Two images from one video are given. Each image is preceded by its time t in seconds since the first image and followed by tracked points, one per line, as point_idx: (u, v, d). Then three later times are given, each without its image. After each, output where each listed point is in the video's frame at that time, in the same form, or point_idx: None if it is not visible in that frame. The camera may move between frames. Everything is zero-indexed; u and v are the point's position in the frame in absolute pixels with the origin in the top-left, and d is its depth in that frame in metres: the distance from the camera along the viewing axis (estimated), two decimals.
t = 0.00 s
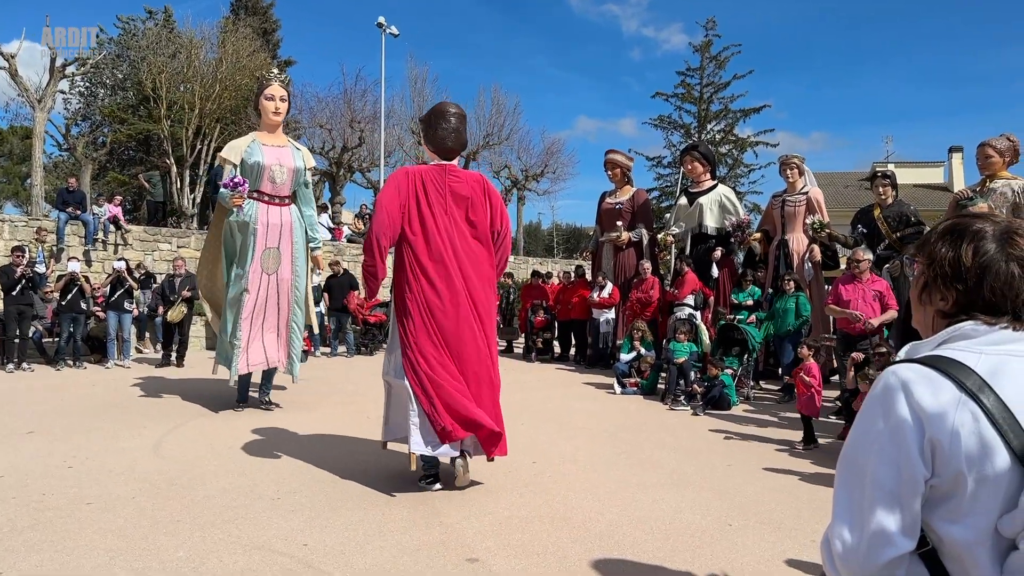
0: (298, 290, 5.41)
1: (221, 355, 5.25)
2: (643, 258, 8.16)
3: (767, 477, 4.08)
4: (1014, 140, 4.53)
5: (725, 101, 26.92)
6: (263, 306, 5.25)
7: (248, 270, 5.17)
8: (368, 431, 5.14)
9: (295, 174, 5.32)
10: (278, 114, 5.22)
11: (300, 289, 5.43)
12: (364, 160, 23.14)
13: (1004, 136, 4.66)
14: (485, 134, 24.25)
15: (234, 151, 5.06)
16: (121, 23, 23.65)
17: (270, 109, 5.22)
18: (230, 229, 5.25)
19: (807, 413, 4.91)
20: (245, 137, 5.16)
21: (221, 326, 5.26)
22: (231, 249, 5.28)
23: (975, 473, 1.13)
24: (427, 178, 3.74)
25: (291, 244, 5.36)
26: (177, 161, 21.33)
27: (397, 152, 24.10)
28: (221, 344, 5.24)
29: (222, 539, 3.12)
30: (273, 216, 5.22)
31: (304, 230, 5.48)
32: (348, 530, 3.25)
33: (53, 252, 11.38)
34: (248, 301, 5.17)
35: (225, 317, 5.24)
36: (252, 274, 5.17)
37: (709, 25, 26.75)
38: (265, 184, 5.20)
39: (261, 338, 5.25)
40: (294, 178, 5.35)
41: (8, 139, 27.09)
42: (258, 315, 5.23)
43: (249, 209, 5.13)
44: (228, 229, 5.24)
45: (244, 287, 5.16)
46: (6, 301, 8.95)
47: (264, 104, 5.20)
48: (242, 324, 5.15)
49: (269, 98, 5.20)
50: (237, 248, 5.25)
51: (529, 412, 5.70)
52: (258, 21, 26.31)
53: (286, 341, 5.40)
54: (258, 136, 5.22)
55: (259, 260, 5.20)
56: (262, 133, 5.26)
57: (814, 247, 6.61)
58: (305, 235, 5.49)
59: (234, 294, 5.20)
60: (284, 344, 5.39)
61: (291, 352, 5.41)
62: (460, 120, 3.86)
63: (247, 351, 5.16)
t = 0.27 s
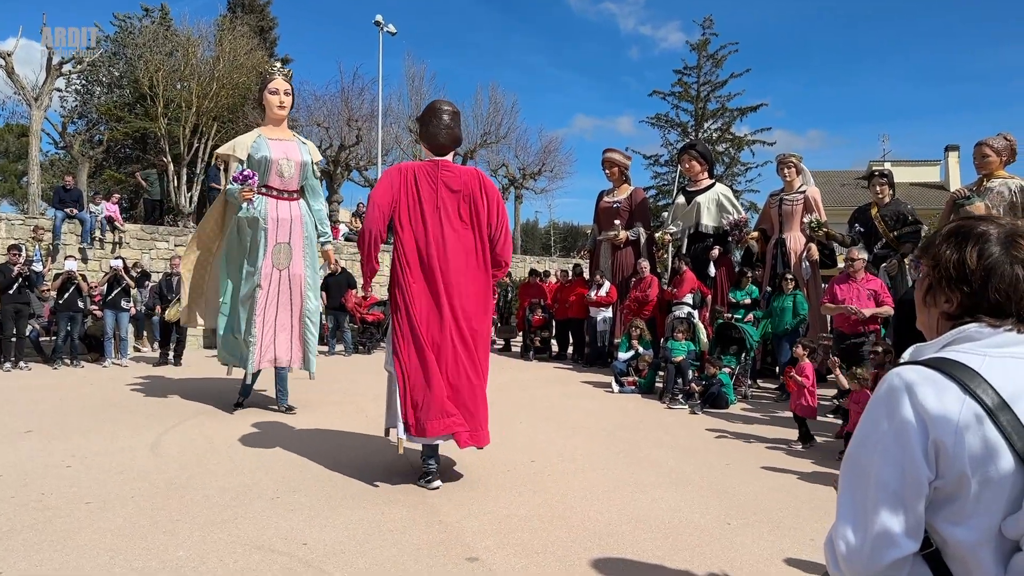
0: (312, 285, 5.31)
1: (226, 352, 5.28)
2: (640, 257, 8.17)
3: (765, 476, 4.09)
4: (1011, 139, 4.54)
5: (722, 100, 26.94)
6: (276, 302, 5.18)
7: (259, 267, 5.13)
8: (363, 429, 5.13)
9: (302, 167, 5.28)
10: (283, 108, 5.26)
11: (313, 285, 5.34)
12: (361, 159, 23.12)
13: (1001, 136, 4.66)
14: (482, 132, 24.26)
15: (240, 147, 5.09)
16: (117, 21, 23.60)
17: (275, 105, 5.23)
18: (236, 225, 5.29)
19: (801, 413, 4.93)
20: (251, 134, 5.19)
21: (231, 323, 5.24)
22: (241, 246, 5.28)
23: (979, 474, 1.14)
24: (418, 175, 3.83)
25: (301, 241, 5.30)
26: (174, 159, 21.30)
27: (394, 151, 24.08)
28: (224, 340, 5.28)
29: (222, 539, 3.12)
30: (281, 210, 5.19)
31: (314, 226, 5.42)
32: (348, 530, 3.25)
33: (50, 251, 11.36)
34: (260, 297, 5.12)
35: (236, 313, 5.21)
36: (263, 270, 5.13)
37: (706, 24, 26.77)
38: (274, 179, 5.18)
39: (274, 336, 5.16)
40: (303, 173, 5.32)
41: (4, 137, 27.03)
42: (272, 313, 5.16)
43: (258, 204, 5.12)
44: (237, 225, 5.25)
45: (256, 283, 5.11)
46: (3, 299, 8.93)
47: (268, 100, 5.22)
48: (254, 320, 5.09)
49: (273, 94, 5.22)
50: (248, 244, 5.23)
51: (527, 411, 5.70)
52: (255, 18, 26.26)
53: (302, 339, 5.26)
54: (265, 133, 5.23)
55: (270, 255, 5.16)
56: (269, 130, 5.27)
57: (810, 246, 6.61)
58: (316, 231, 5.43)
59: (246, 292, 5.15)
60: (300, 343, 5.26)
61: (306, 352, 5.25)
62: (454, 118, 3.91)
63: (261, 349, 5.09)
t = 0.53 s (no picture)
0: (327, 284, 5.29)
1: (242, 355, 5.29)
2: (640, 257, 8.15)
3: (766, 476, 4.10)
4: (1011, 139, 4.55)
5: (721, 99, 26.94)
6: (292, 304, 5.17)
7: (273, 268, 5.12)
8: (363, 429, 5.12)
9: (312, 166, 5.28)
10: (289, 107, 5.24)
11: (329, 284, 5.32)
12: (361, 158, 23.12)
13: (1001, 136, 4.67)
14: (482, 132, 24.26)
15: (248, 147, 5.12)
16: (116, 19, 23.58)
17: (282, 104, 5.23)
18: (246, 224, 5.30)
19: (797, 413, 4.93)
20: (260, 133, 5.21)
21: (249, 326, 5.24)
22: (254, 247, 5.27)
23: (988, 481, 1.14)
24: (428, 184, 3.85)
25: (314, 240, 5.28)
26: (173, 158, 21.29)
27: (394, 149, 24.07)
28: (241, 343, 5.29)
29: (225, 540, 3.12)
30: (293, 209, 5.17)
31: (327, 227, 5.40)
32: (350, 530, 3.25)
33: (50, 250, 11.36)
34: (276, 299, 5.11)
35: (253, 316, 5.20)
36: (277, 272, 5.11)
37: (705, 23, 26.77)
38: (284, 179, 5.18)
39: (292, 338, 5.16)
40: (312, 171, 5.30)
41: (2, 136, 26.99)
42: (288, 314, 5.16)
43: (269, 204, 5.12)
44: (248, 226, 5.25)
45: (271, 285, 5.10)
46: (3, 299, 8.93)
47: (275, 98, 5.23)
48: (271, 322, 5.09)
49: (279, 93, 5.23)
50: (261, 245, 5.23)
51: (528, 412, 5.70)
52: (254, 17, 26.25)
53: (320, 339, 5.24)
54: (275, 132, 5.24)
55: (284, 256, 5.13)
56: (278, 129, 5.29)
57: (811, 246, 6.61)
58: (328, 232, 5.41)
59: (262, 294, 5.14)
60: (318, 343, 5.25)
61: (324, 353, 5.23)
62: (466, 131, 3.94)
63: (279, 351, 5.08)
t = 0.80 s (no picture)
0: (340, 279, 5.28)
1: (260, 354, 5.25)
2: (642, 257, 8.13)
3: (769, 477, 4.10)
4: (1014, 139, 4.54)
5: (722, 98, 26.93)
6: (306, 300, 5.17)
7: (285, 264, 5.11)
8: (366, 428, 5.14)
9: (323, 161, 5.25)
10: (298, 101, 5.24)
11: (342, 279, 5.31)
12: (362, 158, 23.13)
13: (1003, 136, 4.67)
14: (483, 131, 24.26)
15: (257, 143, 5.09)
16: (117, 19, 23.59)
17: (291, 99, 5.24)
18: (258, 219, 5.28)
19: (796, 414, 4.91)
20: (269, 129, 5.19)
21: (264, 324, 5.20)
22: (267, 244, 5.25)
23: (997, 486, 1.15)
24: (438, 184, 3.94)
25: (327, 236, 5.27)
26: (175, 158, 21.30)
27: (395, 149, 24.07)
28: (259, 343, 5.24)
29: (229, 540, 3.13)
30: (305, 205, 5.17)
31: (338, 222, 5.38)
32: (354, 531, 3.26)
33: (52, 250, 11.38)
34: (289, 297, 5.10)
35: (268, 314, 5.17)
36: (289, 269, 5.11)
37: (706, 23, 26.76)
38: (294, 174, 5.15)
39: (306, 336, 5.17)
40: (323, 166, 5.28)
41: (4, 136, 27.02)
42: (301, 311, 5.16)
43: (281, 199, 5.10)
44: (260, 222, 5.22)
45: (283, 282, 5.09)
46: (6, 299, 8.95)
47: (284, 94, 5.23)
48: (287, 319, 5.08)
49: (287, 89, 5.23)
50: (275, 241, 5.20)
51: (531, 412, 5.71)
52: (255, 17, 26.25)
53: (334, 335, 5.25)
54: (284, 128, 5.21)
55: (296, 252, 5.13)
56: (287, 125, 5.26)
57: (813, 246, 6.59)
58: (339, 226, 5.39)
59: (274, 292, 5.13)
60: (332, 339, 5.25)
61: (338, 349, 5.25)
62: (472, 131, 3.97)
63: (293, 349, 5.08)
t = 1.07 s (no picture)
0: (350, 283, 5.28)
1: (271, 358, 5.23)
2: (645, 257, 8.15)
3: (772, 477, 4.11)
4: (1017, 139, 4.54)
5: (725, 97, 26.89)
6: (316, 304, 5.16)
7: (296, 270, 5.10)
8: (368, 427, 5.14)
9: (334, 165, 5.29)
10: (309, 103, 5.29)
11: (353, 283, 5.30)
12: (365, 158, 23.15)
13: (1006, 136, 4.67)
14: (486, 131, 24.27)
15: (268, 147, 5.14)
16: (121, 19, 23.63)
17: (302, 101, 5.27)
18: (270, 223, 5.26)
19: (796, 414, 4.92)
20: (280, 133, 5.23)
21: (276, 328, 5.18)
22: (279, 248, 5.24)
23: (1001, 489, 1.15)
24: (450, 191, 4.20)
25: (337, 241, 5.28)
26: (179, 158, 21.34)
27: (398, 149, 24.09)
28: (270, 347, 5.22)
29: (234, 540, 3.14)
30: (315, 210, 5.18)
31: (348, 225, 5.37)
32: (358, 530, 3.27)
33: (56, 250, 11.41)
34: (299, 302, 5.09)
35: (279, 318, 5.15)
36: (300, 274, 5.11)
37: (709, 22, 26.74)
38: (305, 179, 5.19)
39: (317, 340, 5.16)
40: (334, 169, 5.31)
41: (8, 136, 27.13)
42: (311, 316, 5.15)
43: (290, 206, 5.12)
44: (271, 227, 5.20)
45: (294, 287, 5.09)
46: (10, 299, 8.97)
47: (296, 95, 5.26)
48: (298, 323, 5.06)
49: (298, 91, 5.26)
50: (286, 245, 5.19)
51: (534, 412, 5.72)
52: (258, 17, 26.29)
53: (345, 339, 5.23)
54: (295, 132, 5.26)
55: (307, 257, 5.13)
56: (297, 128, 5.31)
57: (816, 245, 6.61)
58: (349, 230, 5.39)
59: (285, 298, 5.13)
60: (343, 344, 5.23)
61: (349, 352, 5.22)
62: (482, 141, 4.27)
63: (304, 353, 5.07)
